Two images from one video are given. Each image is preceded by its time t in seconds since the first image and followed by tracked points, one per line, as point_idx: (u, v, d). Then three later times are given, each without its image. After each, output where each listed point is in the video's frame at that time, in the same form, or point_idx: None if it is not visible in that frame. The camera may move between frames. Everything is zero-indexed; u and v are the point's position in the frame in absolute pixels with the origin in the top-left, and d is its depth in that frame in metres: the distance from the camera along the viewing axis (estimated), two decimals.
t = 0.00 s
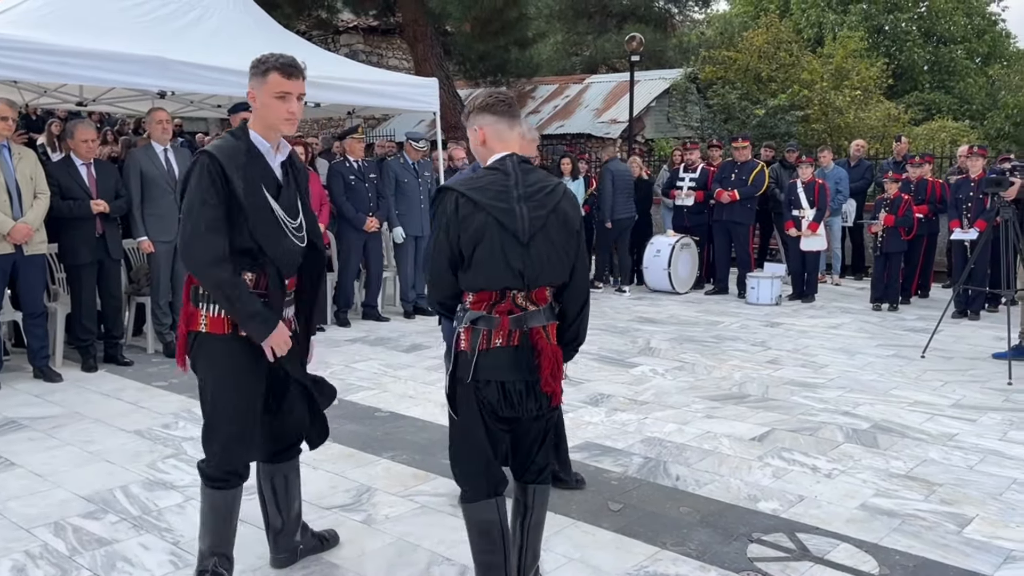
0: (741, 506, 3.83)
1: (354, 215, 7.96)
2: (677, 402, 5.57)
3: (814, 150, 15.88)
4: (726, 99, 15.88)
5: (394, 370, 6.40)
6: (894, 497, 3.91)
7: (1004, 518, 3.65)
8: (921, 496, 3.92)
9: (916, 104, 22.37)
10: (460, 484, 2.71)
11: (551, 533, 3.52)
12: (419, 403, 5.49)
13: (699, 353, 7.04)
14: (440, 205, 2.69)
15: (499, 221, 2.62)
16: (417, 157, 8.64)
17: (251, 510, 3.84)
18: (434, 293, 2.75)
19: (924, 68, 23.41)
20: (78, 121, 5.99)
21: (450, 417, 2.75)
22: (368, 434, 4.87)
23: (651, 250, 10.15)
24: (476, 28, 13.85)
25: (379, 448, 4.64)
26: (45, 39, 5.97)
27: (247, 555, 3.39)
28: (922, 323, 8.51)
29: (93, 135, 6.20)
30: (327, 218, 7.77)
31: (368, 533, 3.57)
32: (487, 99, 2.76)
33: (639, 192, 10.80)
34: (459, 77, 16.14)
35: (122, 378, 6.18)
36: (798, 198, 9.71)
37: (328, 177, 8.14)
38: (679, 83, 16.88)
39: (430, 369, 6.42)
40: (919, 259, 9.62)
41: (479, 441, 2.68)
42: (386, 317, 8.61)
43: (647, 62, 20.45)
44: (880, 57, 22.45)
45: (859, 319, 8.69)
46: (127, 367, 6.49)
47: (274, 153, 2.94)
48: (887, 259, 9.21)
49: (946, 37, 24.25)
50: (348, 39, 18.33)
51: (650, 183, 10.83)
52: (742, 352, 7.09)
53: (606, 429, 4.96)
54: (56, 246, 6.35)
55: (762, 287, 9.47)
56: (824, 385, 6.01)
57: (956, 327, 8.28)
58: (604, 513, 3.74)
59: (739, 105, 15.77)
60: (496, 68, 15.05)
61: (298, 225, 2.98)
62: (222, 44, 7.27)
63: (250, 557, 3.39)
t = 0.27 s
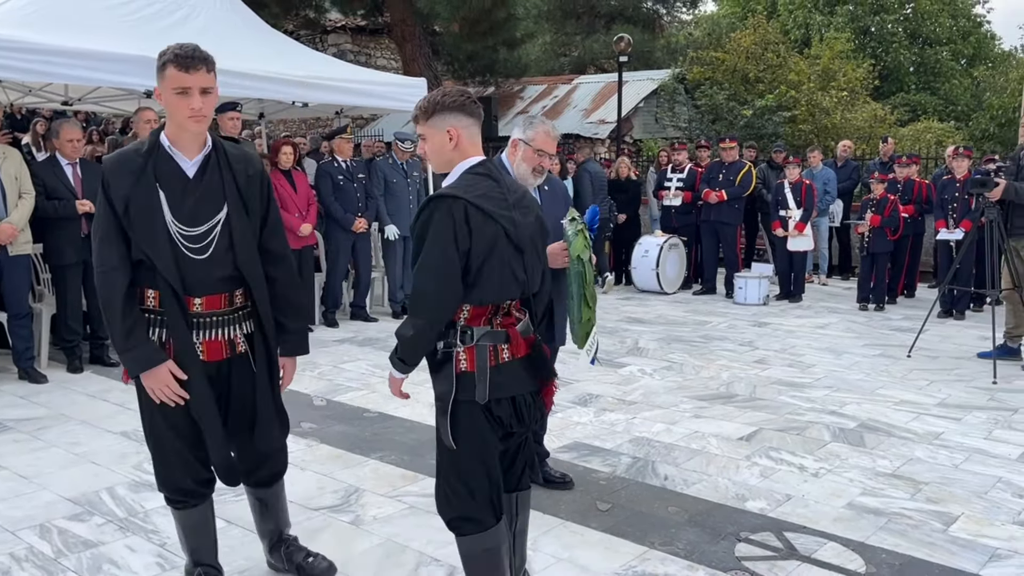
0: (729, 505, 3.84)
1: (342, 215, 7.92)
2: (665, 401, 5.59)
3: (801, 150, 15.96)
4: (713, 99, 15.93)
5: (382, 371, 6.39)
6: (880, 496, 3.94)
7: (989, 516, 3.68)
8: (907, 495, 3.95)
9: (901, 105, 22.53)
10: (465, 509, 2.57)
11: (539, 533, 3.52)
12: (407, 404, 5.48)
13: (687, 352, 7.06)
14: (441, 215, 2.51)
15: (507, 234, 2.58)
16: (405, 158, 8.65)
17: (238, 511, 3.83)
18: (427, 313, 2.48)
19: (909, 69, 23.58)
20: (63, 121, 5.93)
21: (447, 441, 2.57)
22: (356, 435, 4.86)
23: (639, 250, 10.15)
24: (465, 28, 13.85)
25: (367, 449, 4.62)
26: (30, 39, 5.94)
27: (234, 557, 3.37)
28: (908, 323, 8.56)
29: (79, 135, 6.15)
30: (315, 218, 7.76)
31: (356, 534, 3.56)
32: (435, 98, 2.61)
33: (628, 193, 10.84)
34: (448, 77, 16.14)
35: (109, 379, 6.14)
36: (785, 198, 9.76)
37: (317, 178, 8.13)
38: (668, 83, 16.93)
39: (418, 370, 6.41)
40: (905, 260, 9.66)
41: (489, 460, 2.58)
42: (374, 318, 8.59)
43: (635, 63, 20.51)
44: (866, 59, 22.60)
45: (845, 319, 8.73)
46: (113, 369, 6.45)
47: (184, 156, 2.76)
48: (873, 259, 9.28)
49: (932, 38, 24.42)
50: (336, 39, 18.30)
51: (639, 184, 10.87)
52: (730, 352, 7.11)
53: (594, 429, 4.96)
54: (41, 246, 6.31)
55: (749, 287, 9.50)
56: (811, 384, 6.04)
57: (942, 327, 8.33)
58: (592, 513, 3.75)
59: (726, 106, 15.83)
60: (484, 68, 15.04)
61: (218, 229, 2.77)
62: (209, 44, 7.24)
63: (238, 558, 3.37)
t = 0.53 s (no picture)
0: (710, 503, 3.85)
1: (323, 214, 7.91)
2: (647, 400, 5.60)
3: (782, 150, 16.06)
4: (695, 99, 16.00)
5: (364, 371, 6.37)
6: (860, 493, 3.97)
7: (967, 513, 3.71)
8: (886, 492, 3.98)
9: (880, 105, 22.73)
10: (457, 528, 2.40)
11: (521, 533, 3.51)
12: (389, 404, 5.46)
13: (669, 352, 7.08)
14: (434, 217, 2.26)
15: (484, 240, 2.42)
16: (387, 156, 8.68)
17: (218, 513, 3.80)
18: (440, 327, 2.23)
19: (888, 70, 23.79)
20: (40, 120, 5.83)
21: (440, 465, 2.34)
22: (338, 436, 4.84)
23: (621, 250, 10.06)
24: (447, 27, 13.83)
25: (349, 450, 4.60)
26: (6, 37, 5.86)
27: (214, 559, 3.35)
28: (887, 321, 8.64)
29: (56, 134, 6.03)
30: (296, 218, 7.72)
31: (338, 535, 3.54)
32: (378, 88, 2.34)
33: (611, 192, 10.85)
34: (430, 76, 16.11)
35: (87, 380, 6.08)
36: (766, 198, 9.85)
37: (297, 177, 8.05)
38: (650, 83, 16.98)
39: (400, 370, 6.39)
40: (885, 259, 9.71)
41: (474, 475, 2.43)
42: (356, 318, 8.57)
43: (617, 63, 20.56)
44: (846, 60, 22.79)
45: (826, 318, 8.79)
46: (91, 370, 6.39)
47: (90, 155, 2.39)
48: (854, 259, 9.33)
49: (910, 39, 24.65)
50: (318, 38, 18.23)
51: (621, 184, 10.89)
52: (712, 351, 7.14)
53: (577, 429, 4.97)
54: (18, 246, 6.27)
55: (731, 286, 9.54)
56: (791, 383, 6.08)
57: (920, 325, 8.41)
58: (575, 512, 3.75)
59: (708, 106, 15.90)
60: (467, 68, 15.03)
61: (119, 235, 2.36)
62: (189, 43, 7.18)
63: (218, 560, 3.35)
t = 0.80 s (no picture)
0: (685, 500, 3.88)
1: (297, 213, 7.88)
2: (622, 399, 5.63)
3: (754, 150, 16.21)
4: (669, 99, 16.11)
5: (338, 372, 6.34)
6: (831, 489, 4.02)
7: (937, 507, 3.77)
8: (857, 487, 4.03)
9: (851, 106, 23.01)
10: (426, 541, 2.33)
11: (497, 532, 3.52)
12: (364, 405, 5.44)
13: (644, 350, 7.12)
14: (396, 232, 2.12)
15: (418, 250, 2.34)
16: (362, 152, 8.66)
17: (193, 516, 3.77)
18: (412, 349, 2.10)
19: (858, 71, 24.09)
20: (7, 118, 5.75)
21: (414, 481, 2.23)
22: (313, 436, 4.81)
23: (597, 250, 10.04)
24: (422, 26, 13.82)
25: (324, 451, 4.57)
26: None
27: (187, 562, 3.32)
28: (858, 319, 8.74)
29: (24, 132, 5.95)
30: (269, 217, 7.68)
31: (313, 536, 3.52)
32: (295, 91, 2.18)
33: (586, 191, 10.90)
34: (404, 75, 16.08)
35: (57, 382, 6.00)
36: (738, 198, 9.95)
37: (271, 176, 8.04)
38: (624, 83, 17.06)
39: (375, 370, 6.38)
40: (857, 258, 9.83)
41: (433, 485, 2.35)
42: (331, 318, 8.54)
43: (592, 63, 20.64)
44: (817, 61, 23.05)
45: (798, 316, 8.88)
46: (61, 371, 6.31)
47: None
48: (826, 257, 9.47)
49: (880, 41, 24.97)
50: (291, 36, 18.14)
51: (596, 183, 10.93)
52: (686, 349, 7.19)
53: (552, 427, 4.98)
54: None
55: (705, 285, 9.61)
56: (764, 380, 6.14)
57: (890, 323, 8.53)
58: (551, 510, 3.76)
59: (682, 106, 16.01)
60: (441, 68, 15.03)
61: None
62: (160, 41, 7.11)
63: (192, 563, 3.32)
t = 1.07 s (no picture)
0: (651, 496, 3.93)
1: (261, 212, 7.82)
2: (588, 396, 5.67)
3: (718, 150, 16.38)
4: (633, 99, 16.24)
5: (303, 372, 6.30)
6: (794, 482, 4.08)
7: (895, 499, 3.85)
8: (819, 480, 4.11)
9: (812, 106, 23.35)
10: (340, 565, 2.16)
11: (465, 530, 3.52)
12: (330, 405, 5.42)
13: (610, 348, 7.17)
14: (291, 227, 1.93)
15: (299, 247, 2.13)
16: (326, 152, 8.64)
17: (156, 518, 3.73)
18: (328, 351, 1.93)
19: (819, 72, 24.44)
20: None
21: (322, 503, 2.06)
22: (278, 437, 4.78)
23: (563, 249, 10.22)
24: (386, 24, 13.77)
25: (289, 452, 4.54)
26: None
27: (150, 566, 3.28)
28: (819, 316, 8.89)
29: None
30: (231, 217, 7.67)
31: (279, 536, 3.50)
32: (156, 72, 1.90)
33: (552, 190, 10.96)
34: (369, 73, 16.02)
35: (14, 386, 5.90)
36: (702, 197, 10.07)
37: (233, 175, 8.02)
38: (589, 83, 17.13)
39: (341, 370, 6.35)
40: (819, 257, 9.99)
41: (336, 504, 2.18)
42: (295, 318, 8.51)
43: (557, 63, 20.71)
44: (778, 62, 23.37)
45: (761, 313, 9.01)
46: (19, 374, 6.20)
47: None
48: (787, 255, 9.63)
49: (839, 43, 25.37)
50: (254, 34, 17.99)
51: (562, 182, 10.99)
52: (652, 347, 7.26)
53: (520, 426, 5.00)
54: None
55: (669, 284, 9.70)
56: (727, 377, 6.22)
57: (850, 319, 8.68)
58: (518, 508, 3.77)
59: (646, 106, 16.15)
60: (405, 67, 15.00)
61: None
62: (120, 38, 7.01)
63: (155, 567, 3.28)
